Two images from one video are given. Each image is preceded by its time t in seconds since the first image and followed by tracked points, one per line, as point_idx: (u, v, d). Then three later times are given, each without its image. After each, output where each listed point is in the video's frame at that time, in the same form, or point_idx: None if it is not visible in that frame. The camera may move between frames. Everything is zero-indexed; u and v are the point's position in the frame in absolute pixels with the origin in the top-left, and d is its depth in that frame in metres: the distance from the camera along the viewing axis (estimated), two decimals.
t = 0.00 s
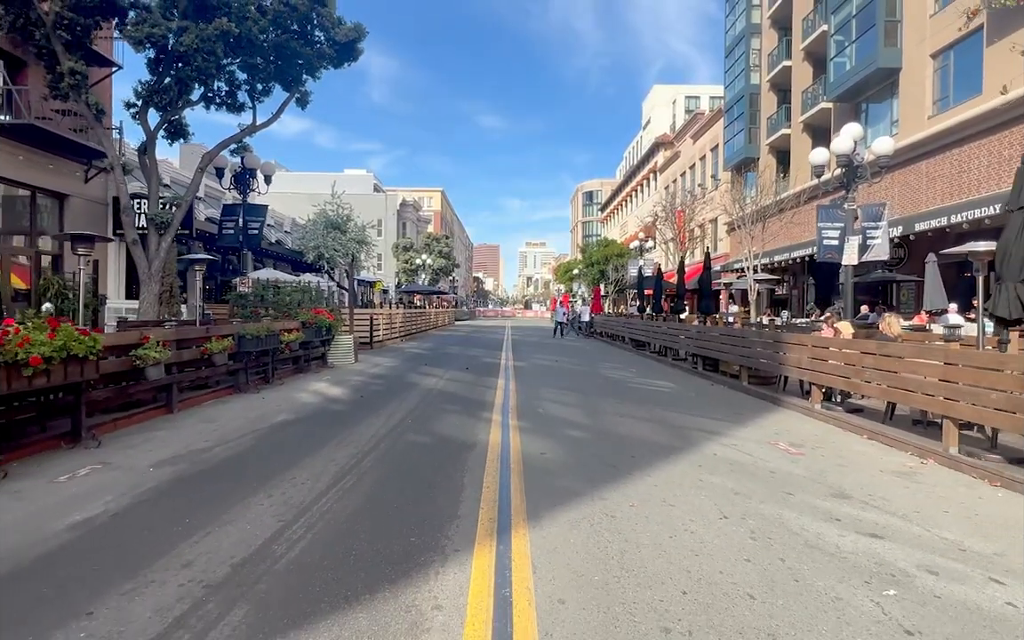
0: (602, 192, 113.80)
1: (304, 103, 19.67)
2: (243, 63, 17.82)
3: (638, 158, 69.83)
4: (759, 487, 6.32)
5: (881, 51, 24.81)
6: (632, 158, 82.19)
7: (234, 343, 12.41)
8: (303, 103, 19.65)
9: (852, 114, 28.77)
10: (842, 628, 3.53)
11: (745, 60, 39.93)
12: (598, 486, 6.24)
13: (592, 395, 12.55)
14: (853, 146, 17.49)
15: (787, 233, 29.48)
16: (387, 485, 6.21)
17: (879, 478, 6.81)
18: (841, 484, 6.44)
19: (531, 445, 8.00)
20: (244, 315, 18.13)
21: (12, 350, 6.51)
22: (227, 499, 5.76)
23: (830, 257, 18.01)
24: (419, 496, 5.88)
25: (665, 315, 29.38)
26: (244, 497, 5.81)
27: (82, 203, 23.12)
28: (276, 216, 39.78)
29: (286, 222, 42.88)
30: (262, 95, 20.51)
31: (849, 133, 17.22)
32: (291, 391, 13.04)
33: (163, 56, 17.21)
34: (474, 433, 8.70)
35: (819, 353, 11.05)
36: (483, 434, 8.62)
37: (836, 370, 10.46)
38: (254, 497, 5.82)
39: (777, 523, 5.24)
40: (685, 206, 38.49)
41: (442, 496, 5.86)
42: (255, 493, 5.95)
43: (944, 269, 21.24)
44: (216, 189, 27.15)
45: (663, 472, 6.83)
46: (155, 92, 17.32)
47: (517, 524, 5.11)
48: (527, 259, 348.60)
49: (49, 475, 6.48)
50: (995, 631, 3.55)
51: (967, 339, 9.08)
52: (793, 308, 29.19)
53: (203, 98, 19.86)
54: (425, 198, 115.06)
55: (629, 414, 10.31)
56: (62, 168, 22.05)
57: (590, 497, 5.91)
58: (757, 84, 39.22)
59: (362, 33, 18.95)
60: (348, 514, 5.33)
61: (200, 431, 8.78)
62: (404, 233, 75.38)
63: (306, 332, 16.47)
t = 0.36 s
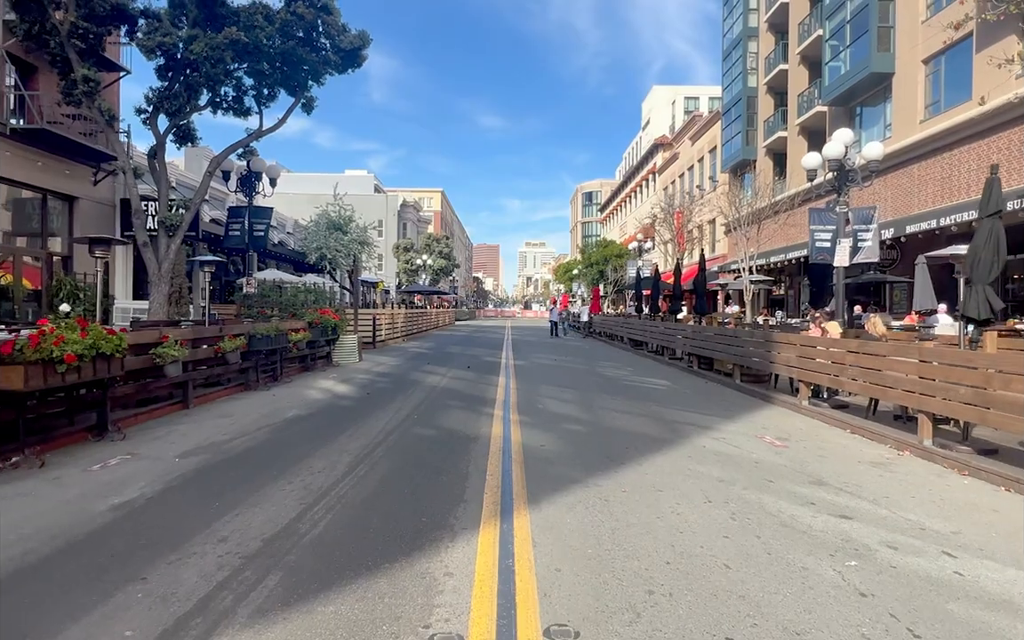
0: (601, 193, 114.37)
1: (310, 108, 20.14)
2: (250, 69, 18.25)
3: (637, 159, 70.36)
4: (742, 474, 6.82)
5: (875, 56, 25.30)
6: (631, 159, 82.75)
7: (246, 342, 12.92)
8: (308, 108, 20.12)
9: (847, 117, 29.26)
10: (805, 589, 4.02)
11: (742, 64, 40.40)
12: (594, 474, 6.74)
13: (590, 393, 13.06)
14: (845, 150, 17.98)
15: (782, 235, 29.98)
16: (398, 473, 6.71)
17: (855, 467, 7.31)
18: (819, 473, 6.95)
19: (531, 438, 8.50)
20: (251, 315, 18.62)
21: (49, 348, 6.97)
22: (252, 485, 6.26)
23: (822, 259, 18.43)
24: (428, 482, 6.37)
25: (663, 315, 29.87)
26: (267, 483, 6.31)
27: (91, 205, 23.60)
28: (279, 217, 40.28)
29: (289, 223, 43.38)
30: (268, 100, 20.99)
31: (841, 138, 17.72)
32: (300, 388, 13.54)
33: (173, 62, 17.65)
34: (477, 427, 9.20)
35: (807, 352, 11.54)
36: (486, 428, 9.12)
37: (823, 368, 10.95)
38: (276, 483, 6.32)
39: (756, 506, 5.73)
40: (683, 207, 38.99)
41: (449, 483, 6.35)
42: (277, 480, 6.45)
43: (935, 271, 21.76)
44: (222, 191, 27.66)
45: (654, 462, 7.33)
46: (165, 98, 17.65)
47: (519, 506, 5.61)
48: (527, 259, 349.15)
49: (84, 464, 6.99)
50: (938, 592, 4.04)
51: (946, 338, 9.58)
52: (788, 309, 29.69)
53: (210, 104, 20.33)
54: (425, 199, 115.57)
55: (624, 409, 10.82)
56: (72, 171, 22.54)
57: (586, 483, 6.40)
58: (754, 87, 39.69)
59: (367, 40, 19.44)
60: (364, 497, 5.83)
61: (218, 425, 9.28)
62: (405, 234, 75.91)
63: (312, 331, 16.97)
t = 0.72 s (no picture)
0: (601, 194, 114.92)
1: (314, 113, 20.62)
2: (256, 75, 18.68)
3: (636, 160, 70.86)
4: (724, 463, 7.34)
5: (867, 61, 25.79)
6: (631, 159, 83.33)
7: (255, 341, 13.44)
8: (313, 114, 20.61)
9: (841, 121, 29.76)
10: (769, 559, 4.53)
11: (739, 67, 40.92)
12: (586, 463, 7.26)
13: (587, 390, 13.57)
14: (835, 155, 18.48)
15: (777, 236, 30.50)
16: (404, 462, 7.23)
17: (831, 457, 7.82)
18: (797, 462, 7.47)
19: (529, 431, 9.03)
20: (257, 315, 19.11)
21: (79, 345, 7.47)
22: (270, 472, 6.78)
23: (814, 260, 18.97)
24: (432, 469, 6.89)
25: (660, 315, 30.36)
26: (284, 471, 6.85)
27: (100, 207, 24.10)
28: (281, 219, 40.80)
29: (291, 224, 43.85)
30: (273, 105, 21.49)
31: (831, 143, 18.23)
32: (307, 386, 14.05)
33: (182, 70, 18.07)
34: (478, 421, 9.72)
35: (793, 350, 12.05)
36: (486, 422, 9.64)
37: (808, 366, 11.45)
38: (293, 471, 6.85)
39: (734, 491, 6.24)
40: (681, 209, 39.52)
41: (452, 470, 6.86)
42: (293, 468, 6.97)
43: (924, 273, 22.29)
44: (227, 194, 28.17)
45: (644, 452, 7.85)
46: (175, 105, 18.27)
47: (516, 491, 6.12)
48: (526, 259, 349.70)
49: (110, 454, 7.50)
50: (888, 561, 4.54)
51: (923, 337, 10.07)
52: (783, 309, 30.21)
53: (217, 109, 20.84)
54: (425, 199, 116.07)
55: (618, 405, 11.35)
56: (80, 174, 23.03)
57: (579, 471, 6.92)
58: (751, 90, 40.19)
59: (371, 47, 19.93)
60: (374, 483, 6.35)
61: (232, 420, 9.80)
62: (405, 235, 76.43)
63: (318, 331, 17.48)
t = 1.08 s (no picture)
0: (601, 194, 115.41)
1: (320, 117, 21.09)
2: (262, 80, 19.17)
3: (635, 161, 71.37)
4: (711, 453, 7.87)
5: (860, 66, 26.30)
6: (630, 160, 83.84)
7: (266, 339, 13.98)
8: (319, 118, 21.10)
9: (836, 124, 30.26)
10: (744, 531, 5.06)
11: (736, 70, 41.44)
12: (583, 452, 7.80)
13: (585, 386, 14.11)
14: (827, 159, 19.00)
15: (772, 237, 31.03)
16: (413, 451, 7.76)
17: (813, 447, 8.36)
18: (780, 452, 8.00)
19: (530, 424, 9.57)
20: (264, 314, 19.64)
21: (109, 341, 8.00)
22: (290, 460, 7.32)
23: (806, 262, 19.49)
24: (440, 457, 7.43)
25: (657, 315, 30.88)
26: (303, 458, 7.39)
27: (109, 209, 24.63)
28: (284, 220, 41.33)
29: (295, 224, 44.39)
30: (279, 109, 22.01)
31: (823, 148, 18.72)
32: (315, 382, 14.59)
33: (193, 77, 18.59)
34: (481, 415, 10.25)
35: (783, 348, 12.58)
36: (489, 416, 10.18)
37: (796, 363, 11.99)
38: (311, 458, 7.39)
39: (719, 476, 6.78)
40: (679, 210, 40.06)
41: (459, 457, 7.40)
42: (311, 456, 7.52)
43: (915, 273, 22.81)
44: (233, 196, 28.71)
45: (637, 443, 8.39)
46: (186, 110, 18.79)
47: (518, 475, 6.65)
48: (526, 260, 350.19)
49: (140, 445, 8.03)
50: (852, 534, 5.06)
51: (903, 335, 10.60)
52: (778, 309, 30.74)
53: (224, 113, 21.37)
54: (426, 199, 116.59)
55: (615, 400, 11.89)
56: (90, 177, 23.56)
57: (576, 459, 7.45)
58: (748, 93, 40.71)
59: (375, 53, 20.42)
60: (387, 468, 6.89)
61: (249, 414, 10.35)
62: (406, 235, 76.95)
63: (325, 329, 18.02)
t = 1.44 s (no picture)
0: (600, 194, 115.86)
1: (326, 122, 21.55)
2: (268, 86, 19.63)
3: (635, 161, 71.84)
4: (703, 446, 8.39)
5: (855, 71, 26.76)
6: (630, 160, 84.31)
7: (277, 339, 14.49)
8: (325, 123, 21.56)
9: (831, 128, 30.75)
10: (729, 513, 5.57)
11: (734, 73, 41.92)
12: (582, 445, 8.31)
13: (584, 385, 14.62)
14: (820, 164, 19.51)
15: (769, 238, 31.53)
16: (423, 443, 8.28)
17: (798, 440, 8.88)
18: (767, 444, 8.52)
19: (532, 419, 10.08)
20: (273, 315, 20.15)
21: (136, 340, 8.51)
22: (308, 451, 7.84)
23: (800, 264, 19.98)
24: (449, 449, 7.94)
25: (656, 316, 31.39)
26: (320, 450, 7.91)
27: (118, 212, 25.11)
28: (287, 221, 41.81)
29: (297, 226, 44.86)
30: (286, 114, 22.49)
31: (817, 153, 19.18)
32: (324, 381, 15.09)
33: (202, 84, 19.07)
34: (485, 411, 10.76)
35: (774, 348, 13.10)
36: (493, 412, 10.68)
37: (786, 362, 12.49)
38: (328, 450, 7.90)
39: (709, 466, 7.30)
40: (677, 212, 40.57)
41: (466, 449, 7.92)
42: (327, 448, 8.04)
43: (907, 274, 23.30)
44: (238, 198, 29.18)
45: (633, 436, 8.90)
46: (196, 116, 19.30)
47: (522, 465, 7.18)
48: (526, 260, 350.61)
49: (165, 438, 8.53)
50: (826, 516, 5.56)
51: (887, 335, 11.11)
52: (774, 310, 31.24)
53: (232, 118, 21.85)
54: (426, 200, 117.05)
55: (613, 397, 12.40)
56: (100, 181, 24.04)
57: (576, 451, 7.96)
58: (745, 96, 41.20)
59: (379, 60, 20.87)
60: (400, 458, 7.41)
61: (264, 410, 10.86)
62: (406, 236, 77.41)
63: (331, 330, 18.53)
